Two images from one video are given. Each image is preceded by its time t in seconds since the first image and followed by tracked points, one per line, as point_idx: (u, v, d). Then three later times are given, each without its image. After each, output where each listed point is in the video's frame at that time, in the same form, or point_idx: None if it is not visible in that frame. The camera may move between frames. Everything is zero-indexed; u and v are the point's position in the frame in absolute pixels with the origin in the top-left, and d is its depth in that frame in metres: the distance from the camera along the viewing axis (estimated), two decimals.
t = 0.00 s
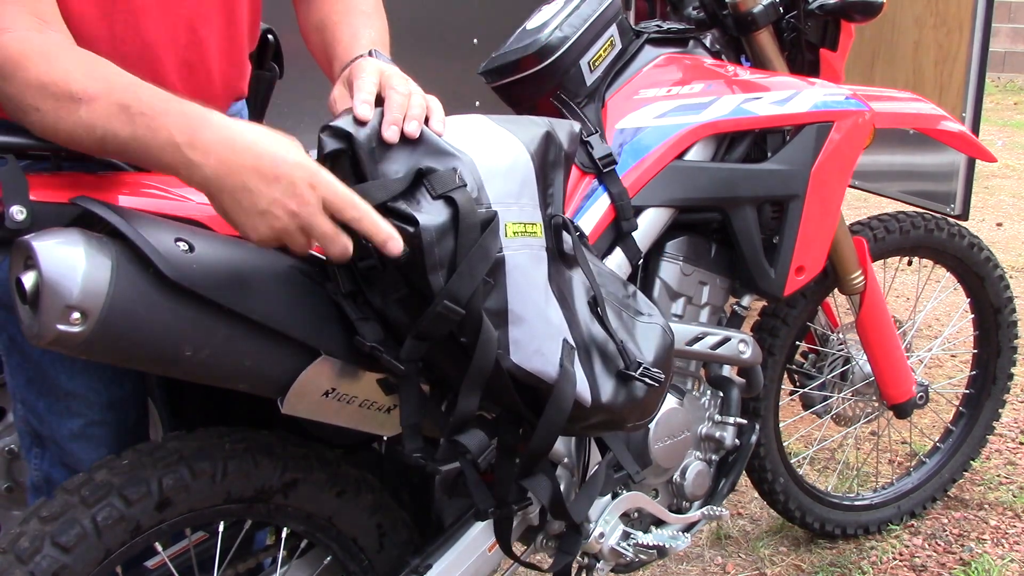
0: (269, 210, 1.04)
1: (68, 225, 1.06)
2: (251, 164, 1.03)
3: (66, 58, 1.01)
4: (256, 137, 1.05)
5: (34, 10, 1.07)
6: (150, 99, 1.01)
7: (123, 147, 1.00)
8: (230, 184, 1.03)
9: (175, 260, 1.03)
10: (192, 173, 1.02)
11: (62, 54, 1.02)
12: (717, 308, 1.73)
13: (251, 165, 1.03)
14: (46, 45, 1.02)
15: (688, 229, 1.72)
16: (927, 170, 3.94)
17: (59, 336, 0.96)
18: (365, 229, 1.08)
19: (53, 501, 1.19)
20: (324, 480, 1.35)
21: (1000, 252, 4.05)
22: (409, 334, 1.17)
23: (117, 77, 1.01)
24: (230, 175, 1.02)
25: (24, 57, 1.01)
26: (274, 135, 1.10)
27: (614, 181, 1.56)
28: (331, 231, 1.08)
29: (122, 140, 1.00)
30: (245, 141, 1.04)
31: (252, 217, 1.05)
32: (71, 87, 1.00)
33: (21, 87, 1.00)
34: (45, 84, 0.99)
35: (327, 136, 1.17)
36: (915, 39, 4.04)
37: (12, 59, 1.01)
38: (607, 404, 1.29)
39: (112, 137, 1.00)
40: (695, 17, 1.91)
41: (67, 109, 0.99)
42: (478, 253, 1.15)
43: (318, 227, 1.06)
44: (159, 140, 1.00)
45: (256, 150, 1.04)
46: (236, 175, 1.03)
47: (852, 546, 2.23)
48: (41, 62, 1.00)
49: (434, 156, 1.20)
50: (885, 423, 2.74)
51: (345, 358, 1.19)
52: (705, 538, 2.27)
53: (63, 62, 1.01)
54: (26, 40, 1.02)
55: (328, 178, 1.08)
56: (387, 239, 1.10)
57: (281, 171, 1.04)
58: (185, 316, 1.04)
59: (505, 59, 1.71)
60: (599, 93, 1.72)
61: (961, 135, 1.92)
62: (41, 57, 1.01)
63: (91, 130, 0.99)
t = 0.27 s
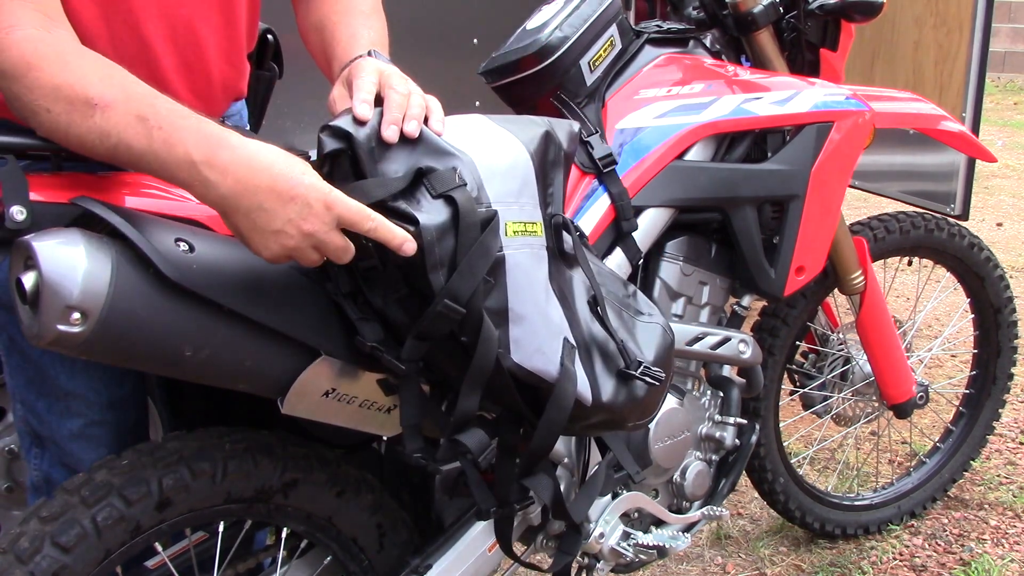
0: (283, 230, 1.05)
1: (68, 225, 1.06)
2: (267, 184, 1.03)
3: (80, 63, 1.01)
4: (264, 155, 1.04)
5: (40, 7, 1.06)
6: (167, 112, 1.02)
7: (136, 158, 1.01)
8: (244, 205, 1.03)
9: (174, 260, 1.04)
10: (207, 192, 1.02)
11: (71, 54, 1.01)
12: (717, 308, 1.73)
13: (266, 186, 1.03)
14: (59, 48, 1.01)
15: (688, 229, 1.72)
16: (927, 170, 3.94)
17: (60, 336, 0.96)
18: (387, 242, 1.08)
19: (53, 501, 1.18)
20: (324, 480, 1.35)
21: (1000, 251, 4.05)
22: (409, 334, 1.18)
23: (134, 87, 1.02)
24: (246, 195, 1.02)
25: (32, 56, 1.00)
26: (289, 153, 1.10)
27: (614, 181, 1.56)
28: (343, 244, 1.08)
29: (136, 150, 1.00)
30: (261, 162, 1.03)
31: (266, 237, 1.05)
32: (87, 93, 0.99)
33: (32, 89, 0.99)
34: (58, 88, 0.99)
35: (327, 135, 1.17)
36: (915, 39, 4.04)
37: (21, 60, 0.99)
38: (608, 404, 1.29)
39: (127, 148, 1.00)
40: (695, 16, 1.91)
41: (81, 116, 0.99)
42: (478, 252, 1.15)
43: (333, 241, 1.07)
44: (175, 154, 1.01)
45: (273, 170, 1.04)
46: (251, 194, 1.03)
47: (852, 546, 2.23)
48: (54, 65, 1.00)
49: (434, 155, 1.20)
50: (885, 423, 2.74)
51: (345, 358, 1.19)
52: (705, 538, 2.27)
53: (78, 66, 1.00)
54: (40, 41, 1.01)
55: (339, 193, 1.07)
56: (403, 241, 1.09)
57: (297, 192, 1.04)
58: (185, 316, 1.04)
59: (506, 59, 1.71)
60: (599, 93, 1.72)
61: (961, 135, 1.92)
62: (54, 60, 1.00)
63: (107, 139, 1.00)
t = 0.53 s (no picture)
0: (283, 232, 1.04)
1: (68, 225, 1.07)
2: (267, 186, 1.03)
3: (82, 62, 1.01)
4: (263, 156, 1.04)
5: (40, 6, 1.06)
6: (167, 113, 1.02)
7: (136, 158, 1.01)
8: (244, 207, 1.03)
9: (174, 260, 1.04)
10: (207, 193, 1.02)
11: (72, 55, 1.01)
12: (717, 308, 1.73)
13: (267, 187, 1.03)
14: (60, 49, 1.01)
15: (688, 229, 1.72)
16: (927, 170, 3.94)
17: (60, 336, 0.96)
18: (387, 243, 1.08)
19: (53, 501, 1.18)
20: (324, 480, 1.35)
21: (1000, 252, 4.05)
22: (409, 334, 1.18)
23: (134, 87, 1.02)
24: (246, 196, 1.02)
25: (33, 56, 1.00)
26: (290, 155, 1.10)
27: (614, 181, 1.56)
28: (343, 244, 1.08)
29: (136, 151, 1.00)
30: (262, 164, 1.03)
31: (265, 238, 1.04)
32: (87, 94, 0.99)
33: (33, 89, 0.99)
34: (59, 90, 0.99)
35: (328, 136, 1.17)
36: (915, 39, 4.04)
37: (22, 60, 1.00)
38: (608, 405, 1.29)
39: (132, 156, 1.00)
40: (696, 16, 1.92)
41: (81, 116, 0.99)
42: (478, 252, 1.15)
43: (332, 243, 1.07)
44: (175, 155, 1.01)
45: (273, 172, 1.03)
46: (252, 196, 1.02)
47: (852, 546, 2.23)
48: (56, 65, 1.00)
49: (434, 155, 1.20)
50: (885, 423, 2.74)
51: (345, 358, 1.19)
52: (705, 538, 2.27)
53: (79, 68, 1.00)
54: (41, 41, 1.01)
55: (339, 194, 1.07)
56: (403, 242, 1.09)
57: (297, 194, 1.04)
58: (185, 316, 1.04)
59: (506, 59, 1.71)
60: (599, 93, 1.72)
61: (961, 135, 1.92)
62: (55, 61, 1.00)
63: (107, 140, 1.00)
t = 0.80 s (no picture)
0: (282, 234, 1.04)
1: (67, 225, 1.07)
2: (266, 189, 1.03)
3: (82, 63, 1.01)
4: (261, 159, 1.04)
5: (41, 6, 1.06)
6: (167, 115, 1.02)
7: (136, 160, 1.01)
8: (243, 209, 1.03)
9: (174, 261, 1.04)
10: (206, 195, 1.02)
11: (72, 55, 1.01)
12: (717, 308, 1.73)
13: (266, 190, 1.03)
14: (60, 49, 1.01)
15: (688, 229, 1.72)
16: (927, 170, 3.94)
17: (60, 336, 0.96)
18: (386, 244, 1.08)
19: (53, 501, 1.18)
20: (324, 480, 1.35)
21: (1000, 252, 4.05)
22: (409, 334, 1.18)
23: (134, 89, 1.02)
24: (245, 199, 1.02)
25: (34, 57, 1.00)
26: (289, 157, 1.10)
27: (614, 181, 1.56)
28: (343, 246, 1.08)
29: (136, 152, 1.00)
30: (261, 167, 1.03)
31: (264, 240, 1.04)
32: (87, 95, 0.99)
33: (34, 89, 1.00)
34: (59, 91, 0.99)
35: (328, 137, 1.17)
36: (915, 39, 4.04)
37: (23, 60, 1.00)
38: (607, 405, 1.29)
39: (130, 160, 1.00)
40: (696, 16, 1.92)
41: (81, 116, 0.99)
42: (478, 253, 1.15)
43: (332, 245, 1.07)
44: (174, 157, 1.01)
45: (272, 175, 1.03)
46: (250, 199, 1.02)
47: (852, 546, 2.23)
48: (57, 65, 1.00)
49: (434, 154, 1.20)
50: (885, 423, 2.74)
51: (345, 358, 1.19)
52: (705, 538, 2.27)
53: (80, 69, 1.00)
54: (42, 42, 1.01)
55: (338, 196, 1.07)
56: (403, 243, 1.10)
57: (296, 196, 1.04)
58: (184, 316, 1.04)
59: (506, 58, 1.71)
60: (599, 93, 1.72)
61: (961, 135, 1.91)
62: (55, 61, 1.00)
63: (107, 141, 1.00)
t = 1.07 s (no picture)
0: (282, 237, 1.04)
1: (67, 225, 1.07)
2: (265, 191, 1.03)
3: (83, 64, 1.01)
4: (262, 163, 1.04)
5: (42, 6, 1.06)
6: (167, 117, 1.02)
7: (135, 161, 1.01)
8: (242, 213, 1.03)
9: (174, 262, 1.04)
10: (206, 197, 1.02)
11: (72, 56, 1.01)
12: (717, 308, 1.73)
13: (266, 193, 1.03)
14: (61, 49, 1.01)
15: (688, 229, 1.72)
16: (927, 170, 3.94)
17: (60, 336, 0.96)
18: (386, 248, 1.08)
19: (53, 501, 1.18)
20: (324, 480, 1.35)
21: (1000, 251, 4.05)
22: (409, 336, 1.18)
23: (135, 90, 1.02)
24: (245, 202, 1.02)
25: (34, 57, 1.00)
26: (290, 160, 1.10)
27: (614, 182, 1.56)
28: (342, 250, 1.08)
29: (136, 154, 1.00)
30: (261, 170, 1.03)
31: (263, 242, 1.04)
32: (88, 96, 0.99)
33: (34, 90, 1.00)
34: (59, 91, 0.99)
35: (328, 138, 1.17)
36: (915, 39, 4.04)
37: (23, 60, 1.00)
38: (607, 407, 1.29)
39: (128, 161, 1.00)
40: (696, 16, 1.92)
41: (82, 117, 0.99)
42: (478, 256, 1.15)
43: (332, 248, 1.07)
44: (174, 160, 1.01)
45: (272, 178, 1.03)
46: (249, 202, 1.02)
47: (852, 546, 2.23)
48: (57, 66, 1.00)
49: (436, 156, 1.20)
50: (885, 423, 2.74)
51: (345, 358, 1.19)
52: (705, 538, 2.27)
53: (80, 69, 1.00)
54: (43, 42, 1.01)
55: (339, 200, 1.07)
56: (403, 246, 1.09)
57: (296, 200, 1.04)
58: (184, 317, 1.04)
59: (507, 58, 1.71)
60: (599, 93, 1.72)
61: (961, 135, 1.91)
62: (56, 61, 1.00)
63: (107, 142, 1.00)
